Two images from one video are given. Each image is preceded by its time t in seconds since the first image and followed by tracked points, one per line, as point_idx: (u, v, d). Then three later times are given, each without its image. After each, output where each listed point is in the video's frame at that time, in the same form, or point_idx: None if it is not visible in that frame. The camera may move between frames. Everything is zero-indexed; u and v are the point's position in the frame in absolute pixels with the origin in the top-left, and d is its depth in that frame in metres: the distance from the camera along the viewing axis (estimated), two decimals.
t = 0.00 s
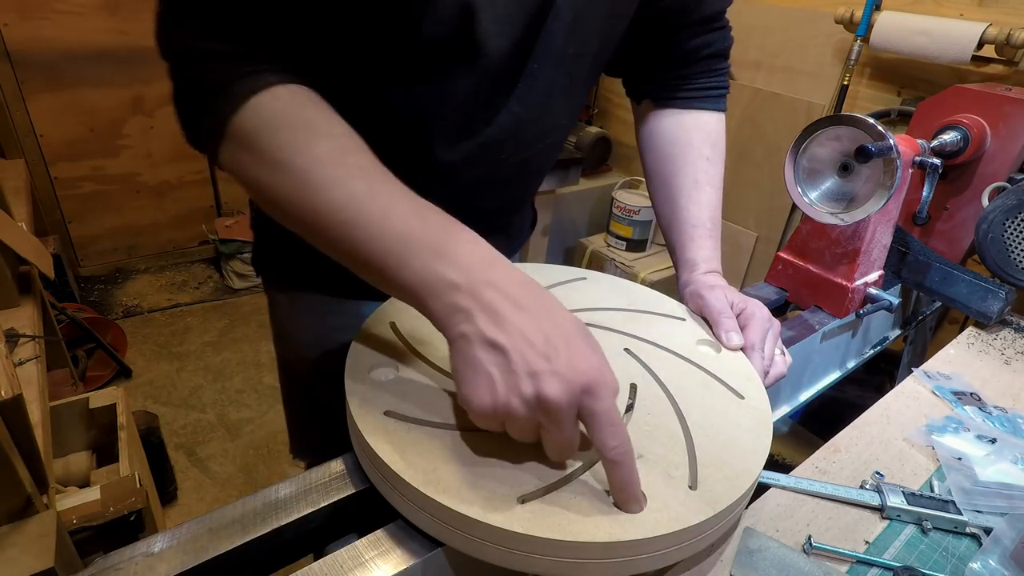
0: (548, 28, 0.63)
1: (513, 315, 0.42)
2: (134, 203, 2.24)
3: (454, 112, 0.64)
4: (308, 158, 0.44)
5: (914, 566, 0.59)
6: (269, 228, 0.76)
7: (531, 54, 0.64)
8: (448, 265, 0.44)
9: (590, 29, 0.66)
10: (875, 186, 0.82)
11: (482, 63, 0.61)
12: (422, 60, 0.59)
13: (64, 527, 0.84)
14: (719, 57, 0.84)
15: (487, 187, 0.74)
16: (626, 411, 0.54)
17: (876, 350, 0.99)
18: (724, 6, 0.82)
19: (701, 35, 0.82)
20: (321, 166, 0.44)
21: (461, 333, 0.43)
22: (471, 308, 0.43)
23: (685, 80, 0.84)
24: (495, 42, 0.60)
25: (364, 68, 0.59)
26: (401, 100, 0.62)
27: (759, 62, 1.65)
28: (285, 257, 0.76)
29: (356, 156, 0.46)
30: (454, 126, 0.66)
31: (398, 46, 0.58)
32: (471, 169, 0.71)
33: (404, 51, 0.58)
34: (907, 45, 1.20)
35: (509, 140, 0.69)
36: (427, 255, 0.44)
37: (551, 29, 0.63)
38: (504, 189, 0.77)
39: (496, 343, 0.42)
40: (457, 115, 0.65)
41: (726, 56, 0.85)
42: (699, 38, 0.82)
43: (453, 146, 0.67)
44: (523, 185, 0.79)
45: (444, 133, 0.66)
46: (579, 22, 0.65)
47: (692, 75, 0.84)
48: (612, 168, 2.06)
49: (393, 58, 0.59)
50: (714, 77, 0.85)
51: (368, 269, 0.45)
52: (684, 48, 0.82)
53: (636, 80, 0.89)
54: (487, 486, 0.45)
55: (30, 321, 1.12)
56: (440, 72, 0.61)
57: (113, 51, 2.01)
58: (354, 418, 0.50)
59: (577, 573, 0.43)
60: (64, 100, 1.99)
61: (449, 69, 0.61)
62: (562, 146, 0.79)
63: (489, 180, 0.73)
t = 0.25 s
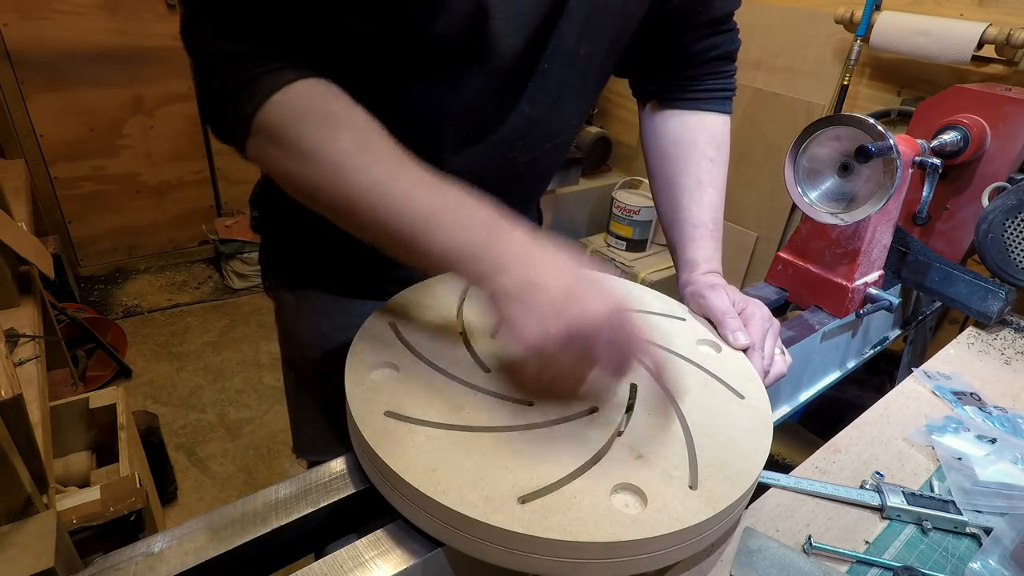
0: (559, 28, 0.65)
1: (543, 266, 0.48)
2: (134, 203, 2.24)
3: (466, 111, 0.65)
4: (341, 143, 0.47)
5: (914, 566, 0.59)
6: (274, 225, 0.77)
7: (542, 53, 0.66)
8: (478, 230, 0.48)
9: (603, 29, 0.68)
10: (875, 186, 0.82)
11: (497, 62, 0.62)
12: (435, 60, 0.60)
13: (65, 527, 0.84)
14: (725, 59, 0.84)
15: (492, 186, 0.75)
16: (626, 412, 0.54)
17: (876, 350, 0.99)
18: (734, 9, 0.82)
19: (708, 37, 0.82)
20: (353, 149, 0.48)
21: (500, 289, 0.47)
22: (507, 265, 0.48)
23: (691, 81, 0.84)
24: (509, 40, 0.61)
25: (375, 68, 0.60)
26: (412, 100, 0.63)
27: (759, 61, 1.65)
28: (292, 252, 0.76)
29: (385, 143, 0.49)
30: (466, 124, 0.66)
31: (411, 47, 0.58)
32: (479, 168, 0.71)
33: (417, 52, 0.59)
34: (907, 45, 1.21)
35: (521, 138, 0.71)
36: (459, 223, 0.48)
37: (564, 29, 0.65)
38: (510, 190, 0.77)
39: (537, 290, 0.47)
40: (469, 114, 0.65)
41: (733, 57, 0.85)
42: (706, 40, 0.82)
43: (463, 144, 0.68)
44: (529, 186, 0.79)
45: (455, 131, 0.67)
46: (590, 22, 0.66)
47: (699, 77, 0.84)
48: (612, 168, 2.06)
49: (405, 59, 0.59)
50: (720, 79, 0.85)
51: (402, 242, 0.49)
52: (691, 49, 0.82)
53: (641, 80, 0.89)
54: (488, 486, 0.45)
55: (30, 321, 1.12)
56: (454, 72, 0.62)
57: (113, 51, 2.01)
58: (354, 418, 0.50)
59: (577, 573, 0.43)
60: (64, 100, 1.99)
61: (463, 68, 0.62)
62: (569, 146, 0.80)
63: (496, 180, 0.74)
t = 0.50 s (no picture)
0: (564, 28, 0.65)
1: (613, 240, 0.56)
2: (134, 203, 2.24)
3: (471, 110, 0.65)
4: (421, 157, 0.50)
5: (914, 566, 0.59)
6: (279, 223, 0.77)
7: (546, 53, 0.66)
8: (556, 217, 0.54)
9: (608, 29, 0.68)
10: (874, 186, 0.82)
11: (503, 60, 0.63)
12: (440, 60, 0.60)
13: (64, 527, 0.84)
14: (729, 59, 0.84)
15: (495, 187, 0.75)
16: (626, 411, 0.54)
17: (876, 350, 0.99)
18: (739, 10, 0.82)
19: (713, 37, 0.82)
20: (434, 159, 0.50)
21: (581, 266, 0.55)
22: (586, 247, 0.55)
23: (694, 81, 0.84)
24: (515, 40, 0.62)
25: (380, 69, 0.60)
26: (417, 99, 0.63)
27: (759, 62, 1.65)
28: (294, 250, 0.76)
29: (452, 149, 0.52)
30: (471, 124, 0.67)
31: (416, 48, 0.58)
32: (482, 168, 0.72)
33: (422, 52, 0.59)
34: (907, 45, 1.21)
35: (525, 138, 0.71)
36: (540, 213, 0.54)
37: (569, 28, 0.65)
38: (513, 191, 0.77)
39: (615, 265, 0.55)
40: (474, 112, 0.66)
41: (738, 58, 0.85)
42: (710, 40, 0.82)
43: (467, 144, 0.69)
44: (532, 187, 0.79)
45: (459, 129, 0.67)
46: (595, 22, 0.66)
47: (703, 77, 0.84)
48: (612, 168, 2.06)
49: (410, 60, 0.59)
50: (724, 79, 0.85)
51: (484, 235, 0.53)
52: (695, 49, 0.82)
53: (645, 80, 0.89)
54: (487, 486, 0.45)
55: (30, 321, 1.12)
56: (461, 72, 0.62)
57: (114, 51, 2.01)
58: (354, 418, 0.50)
59: (577, 572, 0.43)
60: (64, 99, 1.99)
61: (469, 68, 0.62)
62: (574, 146, 0.80)
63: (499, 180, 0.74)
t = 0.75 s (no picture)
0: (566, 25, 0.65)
1: (614, 236, 0.56)
2: (134, 203, 2.24)
3: (474, 109, 0.65)
4: (429, 155, 0.50)
5: (914, 566, 0.59)
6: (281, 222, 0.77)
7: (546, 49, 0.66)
8: (558, 212, 0.54)
9: (608, 27, 0.68)
10: (874, 186, 0.82)
11: (505, 55, 0.62)
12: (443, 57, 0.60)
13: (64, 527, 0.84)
14: (731, 60, 0.84)
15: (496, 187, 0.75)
16: (627, 412, 0.54)
17: (876, 350, 0.99)
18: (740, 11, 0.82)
19: (713, 37, 0.82)
20: (441, 155, 0.50)
21: (582, 261, 0.55)
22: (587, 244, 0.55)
23: (695, 81, 0.84)
24: (518, 37, 0.62)
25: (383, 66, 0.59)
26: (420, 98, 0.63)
27: (759, 62, 1.65)
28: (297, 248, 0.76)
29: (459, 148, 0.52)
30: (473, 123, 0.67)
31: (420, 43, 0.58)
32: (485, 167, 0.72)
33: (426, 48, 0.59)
34: (907, 45, 1.21)
35: (527, 136, 0.71)
36: (542, 208, 0.53)
37: (570, 26, 0.65)
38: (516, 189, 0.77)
39: (615, 259, 0.55)
40: (478, 110, 0.66)
41: (739, 58, 0.85)
42: (711, 40, 0.82)
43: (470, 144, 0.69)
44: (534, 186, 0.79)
45: (462, 129, 0.67)
46: (596, 19, 0.66)
47: (705, 75, 0.84)
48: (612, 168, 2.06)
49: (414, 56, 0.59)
50: (724, 80, 0.85)
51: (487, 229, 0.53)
52: (696, 49, 0.82)
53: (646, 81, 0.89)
54: (488, 486, 0.45)
55: (30, 321, 1.12)
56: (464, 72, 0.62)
57: (114, 51, 2.01)
58: (354, 418, 0.50)
59: (578, 573, 0.43)
60: (64, 99, 1.99)
61: (471, 66, 0.62)
62: (575, 146, 0.80)
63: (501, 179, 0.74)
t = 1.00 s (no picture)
0: (567, 25, 0.66)
1: (475, 183, 0.52)
2: (134, 203, 2.24)
3: (479, 109, 0.66)
4: (300, 92, 0.48)
5: (914, 566, 0.59)
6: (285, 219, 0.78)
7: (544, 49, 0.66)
8: (430, 158, 0.51)
9: (611, 28, 0.69)
10: (875, 186, 0.82)
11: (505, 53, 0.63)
12: (444, 55, 0.61)
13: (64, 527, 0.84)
14: (732, 61, 0.85)
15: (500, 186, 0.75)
16: (627, 411, 0.54)
17: (876, 350, 0.99)
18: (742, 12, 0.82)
19: (716, 39, 0.82)
20: (319, 96, 0.49)
21: (442, 208, 0.51)
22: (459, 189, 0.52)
23: (698, 82, 0.84)
24: (518, 37, 0.62)
25: (382, 60, 0.61)
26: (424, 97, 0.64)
27: (759, 62, 1.65)
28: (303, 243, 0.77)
29: (340, 91, 0.50)
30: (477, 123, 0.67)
31: (420, 39, 0.60)
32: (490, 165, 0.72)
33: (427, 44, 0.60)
34: (907, 45, 1.21)
35: (529, 136, 0.71)
36: (405, 148, 0.50)
37: (571, 26, 0.66)
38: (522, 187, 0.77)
39: (468, 204, 0.51)
40: (482, 111, 0.66)
41: (741, 59, 0.85)
42: (713, 41, 0.82)
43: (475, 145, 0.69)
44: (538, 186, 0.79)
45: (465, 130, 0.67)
46: (597, 20, 0.67)
47: (707, 76, 0.84)
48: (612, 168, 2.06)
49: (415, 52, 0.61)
50: (726, 81, 0.85)
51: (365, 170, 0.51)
52: (699, 51, 0.82)
53: (648, 82, 0.90)
54: (489, 487, 0.45)
55: (30, 321, 1.12)
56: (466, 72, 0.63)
57: (114, 51, 2.01)
58: (354, 418, 0.50)
59: (578, 573, 0.43)
60: (64, 99, 1.99)
61: (473, 67, 0.63)
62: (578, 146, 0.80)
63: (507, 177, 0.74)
